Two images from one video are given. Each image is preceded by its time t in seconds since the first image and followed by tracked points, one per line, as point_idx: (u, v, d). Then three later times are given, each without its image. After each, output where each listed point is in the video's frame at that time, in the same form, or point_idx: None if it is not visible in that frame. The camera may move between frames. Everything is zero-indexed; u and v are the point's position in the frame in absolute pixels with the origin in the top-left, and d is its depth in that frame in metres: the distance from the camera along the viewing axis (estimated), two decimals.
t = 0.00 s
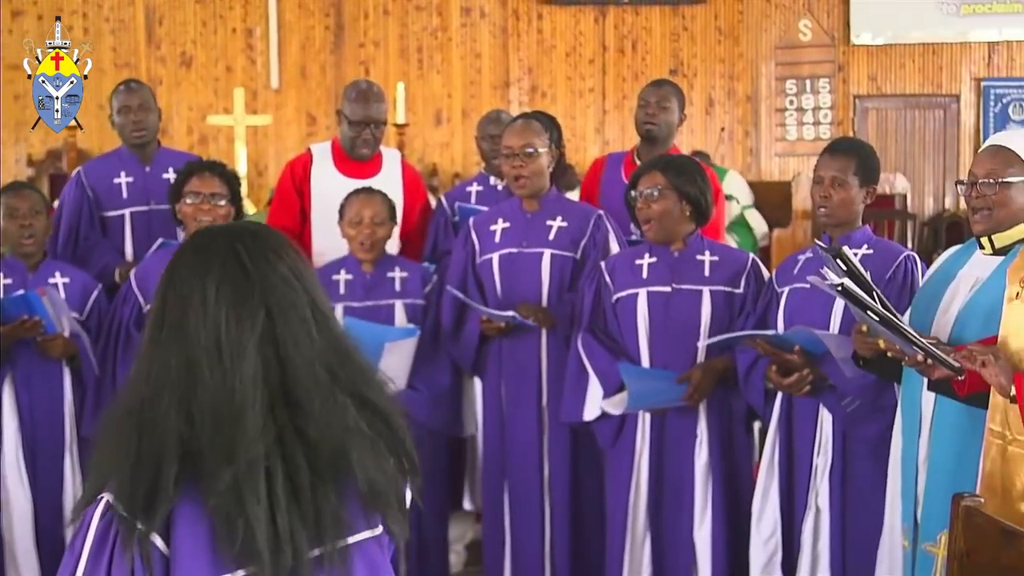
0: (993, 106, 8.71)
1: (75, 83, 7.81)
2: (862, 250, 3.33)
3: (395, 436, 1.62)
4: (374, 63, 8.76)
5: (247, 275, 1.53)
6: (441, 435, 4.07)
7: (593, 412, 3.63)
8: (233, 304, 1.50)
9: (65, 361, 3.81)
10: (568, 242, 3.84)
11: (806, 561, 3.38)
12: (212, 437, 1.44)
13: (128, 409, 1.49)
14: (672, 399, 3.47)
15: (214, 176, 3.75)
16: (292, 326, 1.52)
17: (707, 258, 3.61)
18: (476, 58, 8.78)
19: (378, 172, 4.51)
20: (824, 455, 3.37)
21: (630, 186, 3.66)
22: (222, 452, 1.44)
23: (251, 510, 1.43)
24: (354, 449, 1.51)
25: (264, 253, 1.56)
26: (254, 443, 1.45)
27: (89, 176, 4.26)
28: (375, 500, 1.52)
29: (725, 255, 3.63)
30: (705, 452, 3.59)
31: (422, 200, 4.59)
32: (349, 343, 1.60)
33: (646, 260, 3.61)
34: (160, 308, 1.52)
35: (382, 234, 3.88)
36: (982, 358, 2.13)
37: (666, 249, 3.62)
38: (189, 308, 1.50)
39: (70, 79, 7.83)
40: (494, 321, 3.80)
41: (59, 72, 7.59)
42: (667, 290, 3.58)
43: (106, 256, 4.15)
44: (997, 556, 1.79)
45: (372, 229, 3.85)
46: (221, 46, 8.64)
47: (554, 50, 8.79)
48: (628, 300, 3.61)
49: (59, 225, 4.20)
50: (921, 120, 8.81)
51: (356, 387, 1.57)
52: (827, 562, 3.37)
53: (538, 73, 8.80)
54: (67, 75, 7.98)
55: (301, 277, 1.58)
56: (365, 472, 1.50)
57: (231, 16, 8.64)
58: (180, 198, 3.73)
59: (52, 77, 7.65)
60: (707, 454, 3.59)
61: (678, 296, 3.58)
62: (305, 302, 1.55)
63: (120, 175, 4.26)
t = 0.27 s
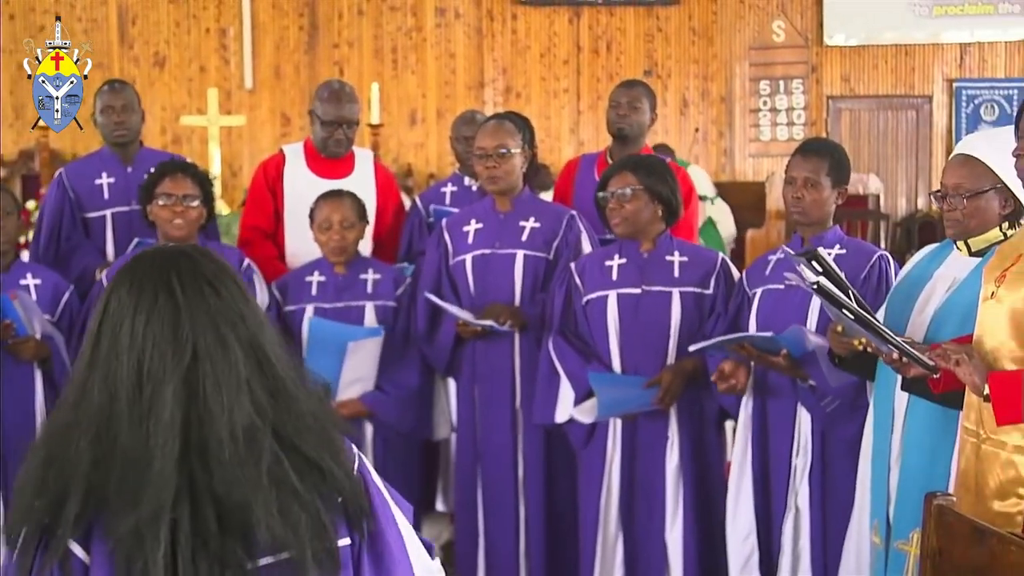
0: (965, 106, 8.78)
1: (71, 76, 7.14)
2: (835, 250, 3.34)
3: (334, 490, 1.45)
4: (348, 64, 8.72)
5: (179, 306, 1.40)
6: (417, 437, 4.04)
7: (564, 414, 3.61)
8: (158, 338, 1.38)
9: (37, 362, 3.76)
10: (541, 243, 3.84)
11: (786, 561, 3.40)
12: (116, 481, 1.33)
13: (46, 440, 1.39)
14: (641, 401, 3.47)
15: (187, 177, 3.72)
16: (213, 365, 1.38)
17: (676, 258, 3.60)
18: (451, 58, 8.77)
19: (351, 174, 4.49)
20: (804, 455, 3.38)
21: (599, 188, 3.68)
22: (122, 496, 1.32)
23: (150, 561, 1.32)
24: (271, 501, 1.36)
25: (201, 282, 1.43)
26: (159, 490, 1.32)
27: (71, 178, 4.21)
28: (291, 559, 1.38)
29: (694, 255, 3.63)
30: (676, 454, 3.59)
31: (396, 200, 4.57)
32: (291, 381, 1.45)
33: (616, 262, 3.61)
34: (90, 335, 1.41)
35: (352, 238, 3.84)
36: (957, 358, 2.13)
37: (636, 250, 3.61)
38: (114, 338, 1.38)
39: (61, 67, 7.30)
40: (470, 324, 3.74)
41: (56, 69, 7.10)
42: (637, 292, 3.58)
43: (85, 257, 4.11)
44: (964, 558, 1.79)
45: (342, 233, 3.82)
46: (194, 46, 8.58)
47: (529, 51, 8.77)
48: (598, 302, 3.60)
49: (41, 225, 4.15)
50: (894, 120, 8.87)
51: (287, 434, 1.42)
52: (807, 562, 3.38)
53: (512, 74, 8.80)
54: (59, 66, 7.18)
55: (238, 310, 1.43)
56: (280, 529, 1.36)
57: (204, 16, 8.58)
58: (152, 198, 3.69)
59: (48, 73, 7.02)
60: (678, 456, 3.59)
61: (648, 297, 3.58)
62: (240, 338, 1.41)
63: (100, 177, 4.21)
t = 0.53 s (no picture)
0: (939, 107, 8.87)
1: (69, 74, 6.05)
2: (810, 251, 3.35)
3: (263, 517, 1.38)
4: (324, 64, 8.68)
5: (109, 319, 1.36)
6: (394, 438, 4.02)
7: (537, 416, 3.61)
8: (85, 352, 1.35)
9: (10, 365, 3.71)
10: (516, 244, 3.84)
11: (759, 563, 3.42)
12: (35, 492, 1.31)
13: None
14: (613, 402, 3.48)
15: (161, 177, 3.69)
16: (136, 382, 1.34)
17: (648, 258, 3.59)
18: (427, 59, 8.76)
19: (326, 175, 4.48)
20: (777, 457, 3.40)
21: (573, 190, 3.65)
22: (40, 509, 1.31)
23: None
24: (184, 523, 1.32)
25: (136, 294, 1.38)
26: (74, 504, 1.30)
27: (52, 179, 4.17)
28: None
29: (666, 256, 3.62)
30: (650, 454, 3.59)
31: (372, 201, 4.56)
32: (224, 399, 1.39)
33: (588, 263, 3.61)
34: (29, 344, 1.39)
35: (331, 236, 3.83)
36: (931, 357, 2.16)
37: (607, 251, 3.62)
38: (46, 348, 1.36)
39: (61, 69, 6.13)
40: (444, 325, 3.75)
41: (52, 67, 6.01)
42: (609, 292, 3.58)
43: (64, 258, 4.06)
44: (939, 557, 1.80)
45: (321, 230, 3.81)
46: (170, 46, 8.52)
47: (505, 51, 8.77)
48: (571, 303, 3.61)
49: (22, 225, 4.11)
50: (869, 121, 8.93)
51: (214, 457, 1.36)
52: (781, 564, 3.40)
53: (489, 74, 8.79)
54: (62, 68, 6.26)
55: (170, 327, 1.38)
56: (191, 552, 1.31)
57: (180, 16, 8.52)
58: (126, 199, 3.66)
59: (47, 73, 6.06)
60: (651, 456, 3.59)
61: (620, 298, 3.57)
62: (170, 354, 1.37)
63: (82, 178, 4.17)
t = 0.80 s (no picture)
0: (911, 107, 9.09)
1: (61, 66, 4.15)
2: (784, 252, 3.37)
3: (208, 526, 1.33)
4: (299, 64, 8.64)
5: (44, 320, 1.27)
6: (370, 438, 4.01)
7: (510, 415, 3.63)
8: (18, 354, 1.26)
9: None
10: (490, 244, 3.83)
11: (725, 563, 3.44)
12: None
13: None
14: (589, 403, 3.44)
15: (134, 177, 3.65)
16: (73, 388, 1.26)
17: (619, 259, 3.59)
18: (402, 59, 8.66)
19: (301, 175, 4.45)
20: (744, 456, 3.42)
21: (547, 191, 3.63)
22: None
23: None
24: (118, 536, 1.26)
25: (75, 294, 1.29)
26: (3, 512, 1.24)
27: (28, 177, 4.13)
28: None
29: (637, 256, 3.61)
30: (620, 454, 3.58)
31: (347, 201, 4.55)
32: (167, 406, 1.32)
33: (559, 263, 3.61)
34: None
35: (312, 236, 3.81)
36: (905, 356, 2.14)
37: (578, 252, 3.61)
38: None
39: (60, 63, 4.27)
40: (418, 324, 3.73)
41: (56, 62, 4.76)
42: (580, 292, 3.57)
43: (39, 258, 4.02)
44: (912, 554, 1.81)
45: (302, 229, 3.79)
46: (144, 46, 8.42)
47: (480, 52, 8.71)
48: (542, 303, 3.61)
49: None
50: (843, 122, 9.25)
51: (156, 465, 1.29)
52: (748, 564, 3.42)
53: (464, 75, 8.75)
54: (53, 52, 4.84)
55: (109, 329, 1.29)
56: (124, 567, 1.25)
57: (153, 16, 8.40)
58: (99, 199, 3.62)
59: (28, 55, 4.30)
60: (622, 456, 3.58)
61: (591, 299, 3.57)
62: (111, 357, 1.29)
63: (59, 178, 4.12)
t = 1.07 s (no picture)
0: (890, 109, 8.94)
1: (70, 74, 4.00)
2: (762, 251, 3.38)
3: (180, 530, 1.31)
4: (277, 65, 8.59)
5: (25, 313, 1.27)
6: (351, 440, 3.99)
7: (486, 416, 3.64)
8: None
9: None
10: (469, 244, 3.82)
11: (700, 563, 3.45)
12: None
13: None
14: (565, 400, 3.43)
15: (112, 178, 3.61)
16: (50, 381, 1.26)
17: (595, 261, 3.58)
18: (381, 60, 8.70)
19: (281, 175, 4.44)
20: (725, 455, 3.42)
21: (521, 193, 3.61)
22: None
23: None
24: (89, 533, 1.23)
25: (57, 289, 1.29)
26: None
27: (8, 177, 4.10)
28: None
29: (613, 257, 3.61)
30: (594, 454, 3.57)
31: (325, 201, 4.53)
32: (144, 404, 1.31)
33: (535, 264, 3.60)
34: None
35: (295, 238, 3.79)
36: (883, 356, 2.12)
37: (554, 253, 3.60)
38: None
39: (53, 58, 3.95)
40: (395, 325, 3.70)
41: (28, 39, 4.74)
42: (557, 293, 3.57)
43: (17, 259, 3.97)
44: (890, 553, 1.81)
45: (285, 231, 3.76)
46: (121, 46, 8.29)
47: (459, 52, 8.73)
48: (518, 304, 3.60)
49: None
50: (820, 123, 9.03)
51: (131, 464, 1.28)
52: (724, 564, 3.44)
53: (443, 75, 8.75)
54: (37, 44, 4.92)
55: (90, 324, 1.29)
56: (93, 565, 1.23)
57: (130, 16, 8.29)
58: (76, 199, 3.58)
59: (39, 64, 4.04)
60: (596, 457, 3.57)
61: (567, 300, 3.56)
62: (91, 353, 1.28)
63: (38, 178, 4.09)
